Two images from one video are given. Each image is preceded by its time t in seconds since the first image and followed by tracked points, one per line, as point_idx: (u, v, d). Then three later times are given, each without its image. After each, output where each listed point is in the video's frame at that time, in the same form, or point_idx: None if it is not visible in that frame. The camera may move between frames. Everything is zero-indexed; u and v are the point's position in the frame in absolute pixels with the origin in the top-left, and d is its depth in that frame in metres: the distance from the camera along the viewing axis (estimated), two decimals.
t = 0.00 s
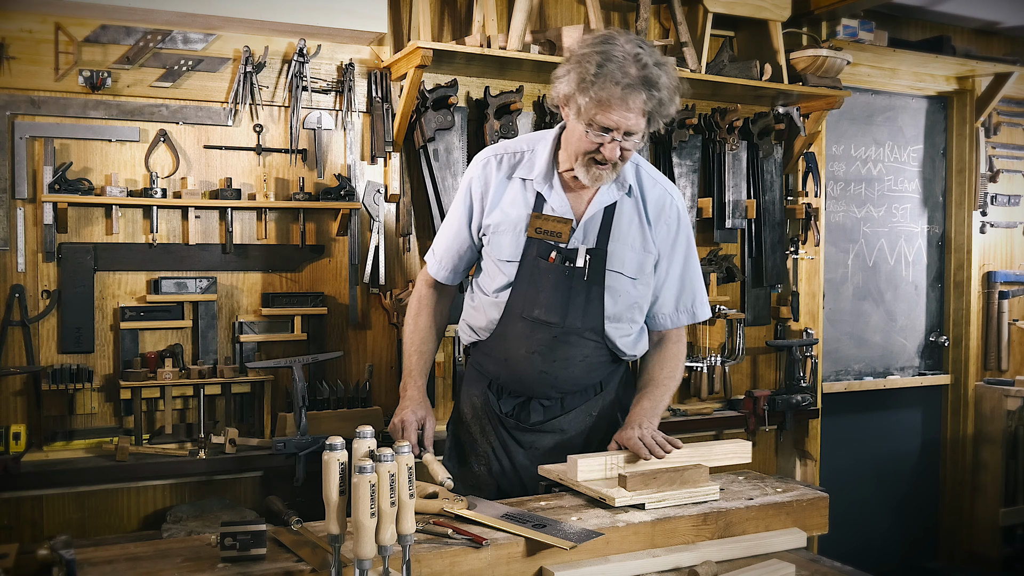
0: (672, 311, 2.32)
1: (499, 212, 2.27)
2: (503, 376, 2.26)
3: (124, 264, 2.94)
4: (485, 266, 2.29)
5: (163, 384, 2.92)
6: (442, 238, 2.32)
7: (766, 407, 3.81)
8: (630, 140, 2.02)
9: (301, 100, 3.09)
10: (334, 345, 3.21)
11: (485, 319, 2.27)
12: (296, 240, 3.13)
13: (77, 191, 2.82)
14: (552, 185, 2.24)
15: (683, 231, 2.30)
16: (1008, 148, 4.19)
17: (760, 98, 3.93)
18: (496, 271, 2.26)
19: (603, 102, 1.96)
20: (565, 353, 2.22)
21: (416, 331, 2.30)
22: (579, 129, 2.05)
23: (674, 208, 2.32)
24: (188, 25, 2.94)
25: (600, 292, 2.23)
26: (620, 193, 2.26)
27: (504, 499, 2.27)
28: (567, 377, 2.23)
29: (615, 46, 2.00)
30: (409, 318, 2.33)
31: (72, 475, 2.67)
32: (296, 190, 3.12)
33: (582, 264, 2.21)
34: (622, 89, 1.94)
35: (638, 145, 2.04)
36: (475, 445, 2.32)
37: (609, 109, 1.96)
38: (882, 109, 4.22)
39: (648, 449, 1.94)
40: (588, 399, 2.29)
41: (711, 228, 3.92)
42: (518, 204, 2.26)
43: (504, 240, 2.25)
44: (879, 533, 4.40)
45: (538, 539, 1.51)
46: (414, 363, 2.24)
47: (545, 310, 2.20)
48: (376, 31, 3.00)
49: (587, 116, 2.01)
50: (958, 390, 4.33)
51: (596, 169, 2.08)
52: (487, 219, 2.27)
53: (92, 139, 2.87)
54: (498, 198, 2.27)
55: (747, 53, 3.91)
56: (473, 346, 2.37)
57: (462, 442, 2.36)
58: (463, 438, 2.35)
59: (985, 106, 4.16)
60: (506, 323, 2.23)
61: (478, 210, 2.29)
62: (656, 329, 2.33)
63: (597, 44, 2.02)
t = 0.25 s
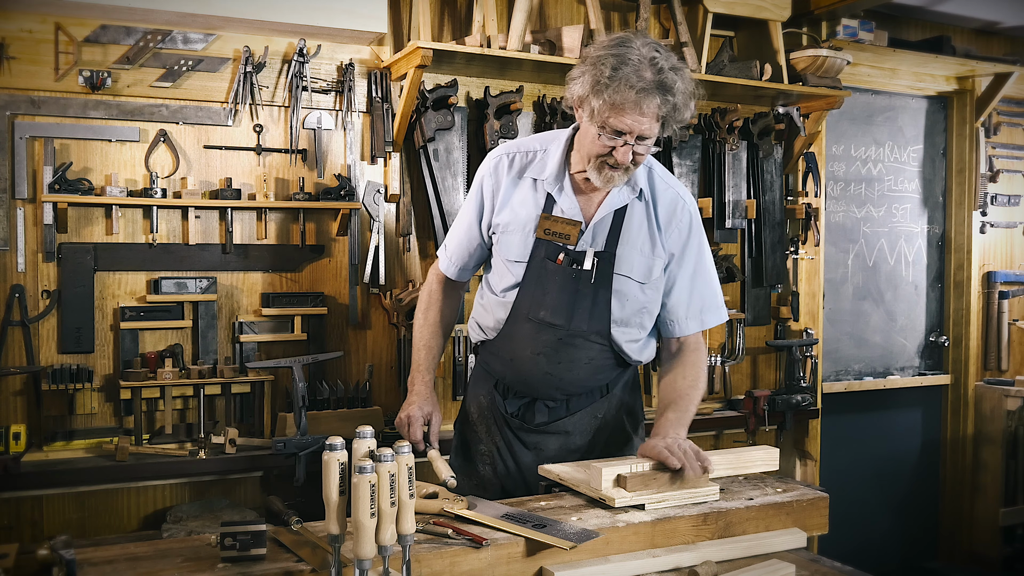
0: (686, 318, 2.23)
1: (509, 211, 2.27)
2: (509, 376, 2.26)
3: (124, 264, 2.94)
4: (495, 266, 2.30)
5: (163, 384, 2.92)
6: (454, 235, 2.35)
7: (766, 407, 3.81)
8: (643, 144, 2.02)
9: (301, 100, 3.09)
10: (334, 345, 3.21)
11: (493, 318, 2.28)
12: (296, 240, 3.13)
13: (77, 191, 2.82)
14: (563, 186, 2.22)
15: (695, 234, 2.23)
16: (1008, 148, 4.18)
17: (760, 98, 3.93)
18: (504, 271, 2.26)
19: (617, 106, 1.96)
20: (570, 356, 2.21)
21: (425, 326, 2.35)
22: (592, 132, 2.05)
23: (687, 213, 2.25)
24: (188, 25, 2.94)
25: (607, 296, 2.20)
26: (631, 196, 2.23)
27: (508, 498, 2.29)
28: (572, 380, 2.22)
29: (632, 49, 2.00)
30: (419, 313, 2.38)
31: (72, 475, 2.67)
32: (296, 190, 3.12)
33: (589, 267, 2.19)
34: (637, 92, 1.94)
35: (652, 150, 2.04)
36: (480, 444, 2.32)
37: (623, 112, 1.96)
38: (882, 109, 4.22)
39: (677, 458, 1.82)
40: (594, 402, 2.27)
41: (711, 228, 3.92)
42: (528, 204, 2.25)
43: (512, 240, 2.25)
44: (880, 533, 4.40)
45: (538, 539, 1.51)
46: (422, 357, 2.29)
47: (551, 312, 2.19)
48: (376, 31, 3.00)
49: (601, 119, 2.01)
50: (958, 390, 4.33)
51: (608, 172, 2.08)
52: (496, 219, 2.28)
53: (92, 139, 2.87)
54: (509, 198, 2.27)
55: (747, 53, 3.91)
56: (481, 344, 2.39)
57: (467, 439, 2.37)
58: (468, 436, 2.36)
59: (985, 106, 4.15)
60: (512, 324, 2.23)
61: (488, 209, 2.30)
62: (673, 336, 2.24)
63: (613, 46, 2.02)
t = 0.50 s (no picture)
0: (690, 317, 2.22)
1: (514, 212, 2.26)
2: (512, 376, 2.27)
3: (124, 264, 2.94)
4: (499, 266, 2.28)
5: (163, 384, 2.92)
6: (458, 236, 2.33)
7: (766, 407, 3.80)
8: (645, 142, 2.01)
9: (301, 100, 3.09)
10: (334, 345, 3.21)
11: (497, 318, 2.27)
12: (296, 240, 3.13)
13: (77, 191, 2.82)
14: (568, 187, 2.22)
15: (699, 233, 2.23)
16: (1008, 148, 4.16)
17: (761, 98, 3.92)
18: (508, 271, 2.25)
19: (619, 103, 1.96)
20: (574, 356, 2.21)
21: (432, 328, 2.34)
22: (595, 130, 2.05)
23: (691, 213, 2.24)
24: (188, 25, 2.94)
25: (611, 296, 2.20)
26: (636, 196, 2.22)
27: (509, 497, 2.31)
28: (576, 380, 2.23)
29: (634, 47, 2.00)
30: (425, 315, 2.37)
31: (72, 474, 2.67)
32: (296, 190, 3.12)
33: (594, 267, 2.19)
34: (639, 90, 1.94)
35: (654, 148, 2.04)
36: (484, 441, 2.35)
37: (625, 109, 1.95)
38: (882, 109, 4.22)
39: (676, 459, 1.83)
40: (596, 402, 2.28)
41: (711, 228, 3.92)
42: (533, 205, 2.24)
43: (517, 241, 2.24)
44: (879, 533, 4.40)
45: (538, 539, 1.51)
46: (430, 360, 2.29)
47: (556, 312, 2.19)
48: (376, 31, 3.00)
49: (603, 116, 2.00)
50: (958, 390, 4.33)
51: (611, 171, 2.08)
52: (502, 219, 2.26)
53: (92, 139, 2.87)
54: (514, 199, 2.26)
55: (747, 53, 3.91)
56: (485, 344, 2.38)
57: (470, 436, 2.40)
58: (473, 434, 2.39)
59: (985, 105, 4.14)
60: (517, 324, 2.23)
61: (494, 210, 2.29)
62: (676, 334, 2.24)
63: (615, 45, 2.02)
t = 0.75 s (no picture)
0: (683, 307, 2.23)
1: (506, 209, 2.26)
2: (507, 373, 2.27)
3: (124, 264, 2.94)
4: (491, 264, 2.28)
5: (163, 384, 2.92)
6: (451, 237, 2.33)
7: (766, 407, 3.80)
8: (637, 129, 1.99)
9: (301, 100, 3.09)
10: (334, 344, 3.21)
11: (490, 315, 2.27)
12: (296, 240, 3.14)
13: (77, 191, 2.82)
14: (560, 182, 2.22)
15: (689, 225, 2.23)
16: (1008, 148, 4.18)
17: (761, 98, 3.92)
18: (501, 268, 2.25)
19: (609, 89, 1.94)
20: (569, 350, 2.21)
21: (429, 334, 2.33)
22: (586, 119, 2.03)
23: (682, 205, 2.25)
24: (188, 25, 2.94)
25: (605, 289, 2.20)
26: (627, 188, 2.23)
27: (507, 498, 2.30)
28: (571, 375, 2.23)
29: (623, 36, 1.99)
30: (421, 322, 2.36)
31: (72, 474, 2.67)
32: (296, 190, 3.12)
33: (588, 260, 2.19)
34: (629, 75, 1.93)
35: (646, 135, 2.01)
36: (478, 443, 2.33)
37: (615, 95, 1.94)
38: (882, 109, 4.22)
39: (676, 458, 1.83)
40: (591, 399, 2.29)
41: (711, 228, 3.92)
42: (525, 201, 2.24)
43: (510, 237, 2.24)
44: (880, 533, 4.40)
45: (538, 539, 1.51)
46: (429, 365, 2.29)
47: (551, 305, 2.19)
48: (376, 31, 3.00)
49: (593, 104, 1.99)
50: (958, 390, 4.33)
51: (603, 160, 2.06)
52: (494, 217, 2.26)
53: (92, 139, 2.87)
54: (506, 197, 2.27)
55: (747, 53, 3.91)
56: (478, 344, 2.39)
57: (465, 442, 2.38)
58: (467, 438, 2.37)
59: (985, 105, 4.15)
60: (511, 320, 2.23)
61: (485, 209, 2.29)
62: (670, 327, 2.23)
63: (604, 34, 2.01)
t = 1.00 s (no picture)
0: (666, 296, 2.24)
1: (489, 206, 2.26)
2: (495, 369, 2.27)
3: (124, 264, 2.94)
4: (474, 261, 2.27)
5: (163, 384, 2.92)
6: (433, 239, 2.29)
7: (766, 407, 3.80)
8: (606, 108, 2.02)
9: (301, 100, 3.09)
10: (333, 344, 3.21)
11: (477, 313, 2.26)
12: (296, 240, 3.13)
13: (77, 191, 2.83)
14: (541, 175, 2.24)
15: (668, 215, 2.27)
16: (1008, 148, 4.19)
17: (761, 98, 3.92)
18: (485, 264, 2.25)
19: (576, 68, 1.99)
20: (556, 342, 2.21)
21: (416, 341, 2.28)
22: (557, 101, 2.08)
23: (661, 195, 2.29)
24: (188, 26, 2.94)
25: (590, 280, 2.22)
26: (607, 179, 2.26)
27: (500, 498, 2.30)
28: (559, 367, 2.23)
29: (594, 19, 2.04)
30: (407, 329, 2.31)
31: (72, 474, 2.67)
32: (296, 190, 3.12)
33: (571, 251, 2.21)
34: (596, 51, 1.97)
35: (616, 114, 2.04)
36: (469, 444, 2.33)
37: (581, 73, 1.98)
38: (882, 109, 4.22)
39: (676, 458, 1.83)
40: (580, 393, 2.29)
41: (711, 228, 3.92)
42: (507, 198, 2.26)
43: (494, 233, 2.24)
44: (880, 533, 4.40)
45: (538, 539, 1.51)
46: (418, 372, 2.24)
47: (536, 297, 2.20)
48: (376, 31, 3.00)
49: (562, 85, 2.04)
50: (958, 390, 4.33)
51: (575, 143, 2.10)
52: (477, 215, 2.26)
53: (92, 139, 2.87)
54: (489, 194, 2.27)
55: (747, 53, 3.91)
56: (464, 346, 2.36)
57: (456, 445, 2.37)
58: (457, 440, 2.37)
59: (985, 105, 4.15)
60: (498, 314, 2.23)
61: (468, 208, 2.27)
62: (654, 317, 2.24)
63: (576, 19, 2.06)
